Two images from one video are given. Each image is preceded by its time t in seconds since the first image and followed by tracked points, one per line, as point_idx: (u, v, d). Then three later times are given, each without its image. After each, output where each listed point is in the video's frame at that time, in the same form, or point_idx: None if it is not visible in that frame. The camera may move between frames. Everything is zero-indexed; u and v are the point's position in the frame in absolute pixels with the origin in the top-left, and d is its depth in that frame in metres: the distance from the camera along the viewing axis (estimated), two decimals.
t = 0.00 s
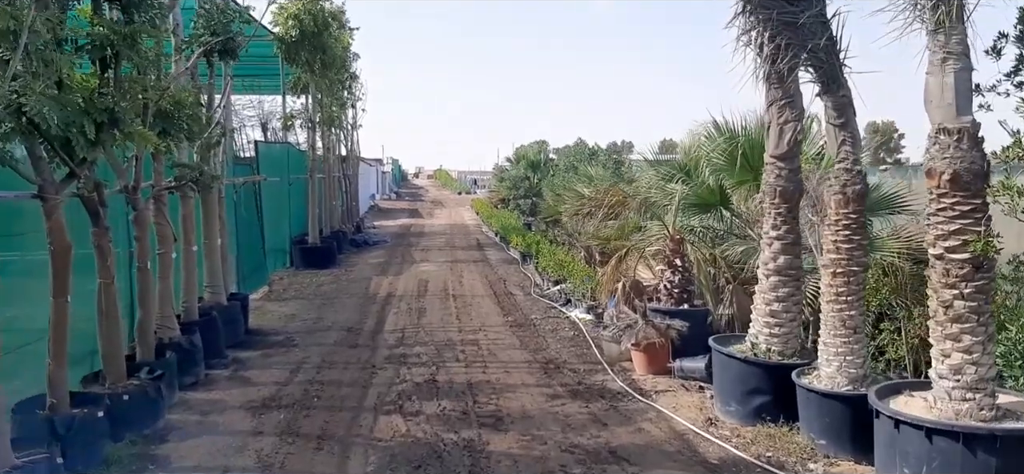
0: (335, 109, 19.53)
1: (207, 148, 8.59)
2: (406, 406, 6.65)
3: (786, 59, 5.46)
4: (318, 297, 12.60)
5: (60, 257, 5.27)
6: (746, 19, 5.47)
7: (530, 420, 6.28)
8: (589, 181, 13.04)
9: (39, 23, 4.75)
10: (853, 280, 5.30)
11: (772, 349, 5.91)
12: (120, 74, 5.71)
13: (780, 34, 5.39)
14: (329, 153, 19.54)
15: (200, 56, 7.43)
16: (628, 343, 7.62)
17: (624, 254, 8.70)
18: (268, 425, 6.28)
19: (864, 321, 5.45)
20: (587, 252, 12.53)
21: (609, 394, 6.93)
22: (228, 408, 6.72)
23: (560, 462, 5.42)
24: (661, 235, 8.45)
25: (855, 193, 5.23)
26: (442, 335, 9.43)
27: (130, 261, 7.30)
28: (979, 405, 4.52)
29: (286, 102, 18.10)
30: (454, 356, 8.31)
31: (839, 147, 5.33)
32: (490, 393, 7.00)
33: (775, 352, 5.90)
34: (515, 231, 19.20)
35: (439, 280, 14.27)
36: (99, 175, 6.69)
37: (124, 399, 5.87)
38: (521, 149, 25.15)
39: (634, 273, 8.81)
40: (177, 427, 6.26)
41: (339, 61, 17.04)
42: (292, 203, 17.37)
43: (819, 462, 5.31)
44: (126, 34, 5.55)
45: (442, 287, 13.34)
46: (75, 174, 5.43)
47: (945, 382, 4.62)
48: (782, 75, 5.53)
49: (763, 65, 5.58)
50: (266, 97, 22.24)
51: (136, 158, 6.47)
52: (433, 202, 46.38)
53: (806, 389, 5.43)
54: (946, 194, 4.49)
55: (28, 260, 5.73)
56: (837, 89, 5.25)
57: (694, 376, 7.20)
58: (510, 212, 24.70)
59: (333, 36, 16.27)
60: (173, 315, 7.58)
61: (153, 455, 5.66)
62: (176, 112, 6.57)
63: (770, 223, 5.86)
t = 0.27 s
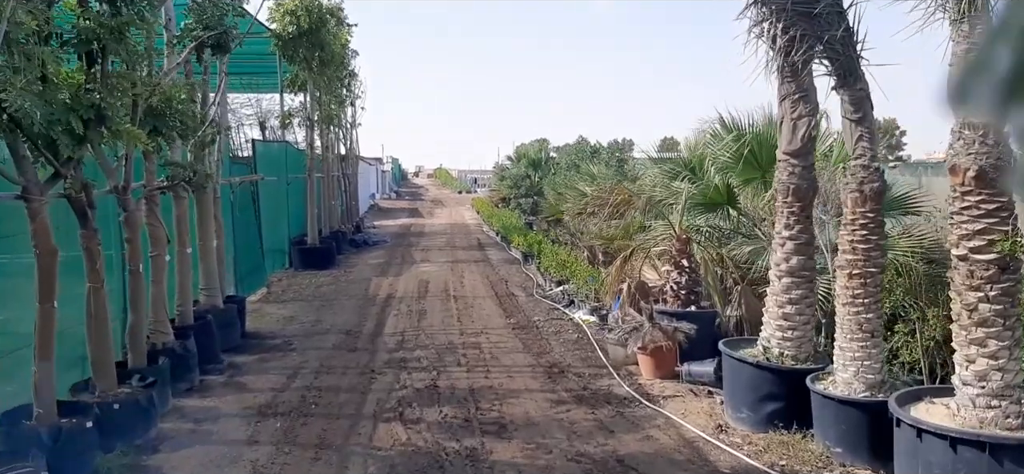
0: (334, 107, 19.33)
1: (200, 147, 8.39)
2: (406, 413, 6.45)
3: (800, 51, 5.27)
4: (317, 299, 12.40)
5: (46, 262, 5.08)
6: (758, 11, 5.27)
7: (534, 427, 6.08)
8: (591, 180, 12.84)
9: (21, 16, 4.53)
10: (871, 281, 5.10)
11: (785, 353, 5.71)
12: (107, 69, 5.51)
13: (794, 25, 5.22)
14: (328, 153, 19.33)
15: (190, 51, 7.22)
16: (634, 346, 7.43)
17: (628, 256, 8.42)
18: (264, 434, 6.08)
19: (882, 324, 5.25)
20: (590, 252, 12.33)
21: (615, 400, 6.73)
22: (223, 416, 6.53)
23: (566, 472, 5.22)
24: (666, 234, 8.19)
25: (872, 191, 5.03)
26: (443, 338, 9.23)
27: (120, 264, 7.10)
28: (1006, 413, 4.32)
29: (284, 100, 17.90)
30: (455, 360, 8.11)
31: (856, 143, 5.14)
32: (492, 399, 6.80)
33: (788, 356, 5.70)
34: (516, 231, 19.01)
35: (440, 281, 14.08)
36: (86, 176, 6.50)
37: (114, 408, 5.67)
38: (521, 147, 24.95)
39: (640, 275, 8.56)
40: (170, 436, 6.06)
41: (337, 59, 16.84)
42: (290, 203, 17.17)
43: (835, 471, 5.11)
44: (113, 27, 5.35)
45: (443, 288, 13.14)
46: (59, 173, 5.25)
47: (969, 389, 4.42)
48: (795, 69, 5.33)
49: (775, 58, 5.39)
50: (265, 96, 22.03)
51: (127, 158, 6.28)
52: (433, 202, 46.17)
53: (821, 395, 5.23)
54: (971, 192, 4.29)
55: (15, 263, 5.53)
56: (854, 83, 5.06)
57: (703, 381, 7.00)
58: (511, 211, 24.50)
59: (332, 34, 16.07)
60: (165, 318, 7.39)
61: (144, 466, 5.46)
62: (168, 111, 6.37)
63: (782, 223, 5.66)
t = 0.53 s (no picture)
0: (333, 105, 19.13)
1: (196, 145, 8.21)
2: (407, 418, 6.24)
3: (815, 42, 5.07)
4: (316, 298, 12.20)
5: (31, 264, 4.87)
6: None
7: (539, 433, 5.88)
8: (594, 177, 12.63)
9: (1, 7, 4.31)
10: (890, 281, 4.89)
11: (798, 355, 5.51)
12: (94, 64, 5.29)
13: (810, 14, 5.00)
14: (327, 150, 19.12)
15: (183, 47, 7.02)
16: (641, 348, 7.22)
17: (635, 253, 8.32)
18: (260, 440, 5.88)
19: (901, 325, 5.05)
20: (594, 250, 12.13)
21: (622, 403, 6.52)
22: (218, 421, 6.33)
23: None
24: (674, 232, 8.08)
25: (891, 187, 4.82)
26: (444, 339, 9.03)
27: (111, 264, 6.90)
28: None
29: (282, 97, 17.69)
30: (457, 362, 7.91)
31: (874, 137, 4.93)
32: (495, 402, 6.60)
33: (802, 359, 5.50)
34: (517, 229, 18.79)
35: (441, 280, 13.86)
36: (74, 174, 6.31)
37: (103, 415, 5.47)
38: (523, 144, 24.72)
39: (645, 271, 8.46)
40: (162, 443, 5.87)
41: (336, 55, 16.62)
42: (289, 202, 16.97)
43: None
44: (100, 20, 5.14)
45: (443, 287, 12.93)
46: (44, 172, 5.03)
47: (995, 394, 4.22)
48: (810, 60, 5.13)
49: (789, 49, 5.18)
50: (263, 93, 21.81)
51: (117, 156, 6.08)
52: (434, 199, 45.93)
53: (838, 400, 5.03)
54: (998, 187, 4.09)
55: None
56: (871, 74, 4.85)
57: (712, 383, 6.79)
58: (513, 209, 24.28)
59: (331, 30, 15.86)
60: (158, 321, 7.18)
61: None
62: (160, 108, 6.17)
63: (796, 220, 5.45)
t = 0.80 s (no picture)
0: (333, 103, 18.93)
1: (189, 142, 8.01)
2: (406, 426, 6.05)
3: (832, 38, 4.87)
4: (314, 300, 12.00)
5: (16, 266, 4.68)
6: None
7: (543, 442, 5.68)
8: (597, 177, 12.42)
9: None
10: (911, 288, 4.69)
11: (813, 363, 5.31)
12: (83, 58, 5.08)
13: (829, 9, 4.79)
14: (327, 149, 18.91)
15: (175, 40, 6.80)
16: (648, 353, 7.02)
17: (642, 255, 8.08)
18: (254, 449, 5.68)
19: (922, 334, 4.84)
20: (597, 252, 11.93)
21: (629, 411, 6.32)
22: (212, 428, 6.13)
23: None
24: (682, 233, 7.86)
25: (912, 190, 4.61)
26: (444, 343, 8.83)
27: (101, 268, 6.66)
28: None
29: (281, 96, 17.48)
30: (458, 367, 7.71)
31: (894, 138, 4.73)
32: (498, 410, 6.40)
33: (817, 367, 5.30)
34: (519, 229, 18.61)
35: (441, 281, 13.66)
36: (63, 172, 6.12)
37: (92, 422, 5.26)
38: (524, 143, 24.51)
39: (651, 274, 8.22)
40: (153, 451, 5.66)
41: (336, 53, 16.42)
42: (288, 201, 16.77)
43: None
44: (89, 12, 4.93)
45: (444, 289, 12.74)
46: (30, 170, 4.83)
47: None
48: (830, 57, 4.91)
49: (805, 46, 4.98)
50: (262, 91, 21.61)
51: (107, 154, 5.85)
52: (435, 199, 45.71)
53: (855, 411, 4.83)
54: None
55: None
56: (893, 72, 4.65)
57: (721, 391, 6.59)
58: (514, 209, 24.08)
59: (330, 27, 15.66)
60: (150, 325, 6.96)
61: None
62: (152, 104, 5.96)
63: (811, 223, 5.25)
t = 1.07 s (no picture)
0: (335, 104, 18.77)
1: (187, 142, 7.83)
2: (408, 436, 5.85)
3: (856, 37, 4.71)
4: (315, 303, 11.81)
5: (4, 269, 4.50)
6: None
7: (550, 455, 5.49)
8: (602, 180, 12.21)
9: None
10: (936, 299, 4.50)
11: (831, 376, 5.12)
12: (75, 52, 4.89)
13: (852, 6, 4.61)
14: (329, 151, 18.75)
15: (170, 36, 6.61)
16: (657, 363, 6.83)
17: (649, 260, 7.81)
18: (251, 460, 5.49)
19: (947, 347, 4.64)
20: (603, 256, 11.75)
21: (638, 423, 6.13)
22: (208, 438, 5.94)
23: None
24: (690, 240, 7.60)
25: (938, 196, 4.42)
26: (447, 349, 8.64)
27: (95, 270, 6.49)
28: None
29: (283, 96, 17.32)
30: (461, 375, 7.51)
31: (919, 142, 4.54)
32: (502, 420, 6.21)
33: (835, 381, 5.11)
34: (522, 232, 18.43)
35: (444, 285, 13.48)
36: (54, 172, 5.95)
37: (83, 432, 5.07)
38: (528, 146, 24.34)
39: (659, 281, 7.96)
40: (147, 462, 5.48)
41: (338, 53, 16.26)
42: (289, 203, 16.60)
43: None
44: (80, 5, 4.74)
45: (446, 293, 12.54)
46: (19, 170, 4.64)
47: None
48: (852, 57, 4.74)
49: (826, 45, 4.80)
50: (263, 92, 21.44)
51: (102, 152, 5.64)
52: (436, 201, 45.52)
53: (877, 426, 4.63)
54: None
55: None
56: (920, 73, 4.47)
57: (732, 402, 6.40)
58: (517, 211, 23.89)
59: (333, 28, 15.51)
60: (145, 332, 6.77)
61: None
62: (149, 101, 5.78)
63: (830, 231, 5.05)
